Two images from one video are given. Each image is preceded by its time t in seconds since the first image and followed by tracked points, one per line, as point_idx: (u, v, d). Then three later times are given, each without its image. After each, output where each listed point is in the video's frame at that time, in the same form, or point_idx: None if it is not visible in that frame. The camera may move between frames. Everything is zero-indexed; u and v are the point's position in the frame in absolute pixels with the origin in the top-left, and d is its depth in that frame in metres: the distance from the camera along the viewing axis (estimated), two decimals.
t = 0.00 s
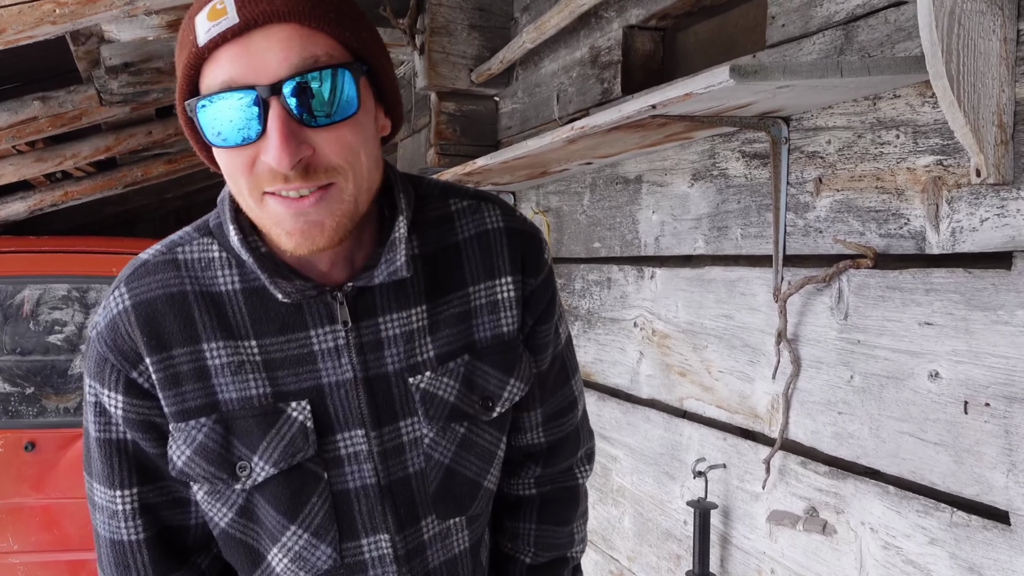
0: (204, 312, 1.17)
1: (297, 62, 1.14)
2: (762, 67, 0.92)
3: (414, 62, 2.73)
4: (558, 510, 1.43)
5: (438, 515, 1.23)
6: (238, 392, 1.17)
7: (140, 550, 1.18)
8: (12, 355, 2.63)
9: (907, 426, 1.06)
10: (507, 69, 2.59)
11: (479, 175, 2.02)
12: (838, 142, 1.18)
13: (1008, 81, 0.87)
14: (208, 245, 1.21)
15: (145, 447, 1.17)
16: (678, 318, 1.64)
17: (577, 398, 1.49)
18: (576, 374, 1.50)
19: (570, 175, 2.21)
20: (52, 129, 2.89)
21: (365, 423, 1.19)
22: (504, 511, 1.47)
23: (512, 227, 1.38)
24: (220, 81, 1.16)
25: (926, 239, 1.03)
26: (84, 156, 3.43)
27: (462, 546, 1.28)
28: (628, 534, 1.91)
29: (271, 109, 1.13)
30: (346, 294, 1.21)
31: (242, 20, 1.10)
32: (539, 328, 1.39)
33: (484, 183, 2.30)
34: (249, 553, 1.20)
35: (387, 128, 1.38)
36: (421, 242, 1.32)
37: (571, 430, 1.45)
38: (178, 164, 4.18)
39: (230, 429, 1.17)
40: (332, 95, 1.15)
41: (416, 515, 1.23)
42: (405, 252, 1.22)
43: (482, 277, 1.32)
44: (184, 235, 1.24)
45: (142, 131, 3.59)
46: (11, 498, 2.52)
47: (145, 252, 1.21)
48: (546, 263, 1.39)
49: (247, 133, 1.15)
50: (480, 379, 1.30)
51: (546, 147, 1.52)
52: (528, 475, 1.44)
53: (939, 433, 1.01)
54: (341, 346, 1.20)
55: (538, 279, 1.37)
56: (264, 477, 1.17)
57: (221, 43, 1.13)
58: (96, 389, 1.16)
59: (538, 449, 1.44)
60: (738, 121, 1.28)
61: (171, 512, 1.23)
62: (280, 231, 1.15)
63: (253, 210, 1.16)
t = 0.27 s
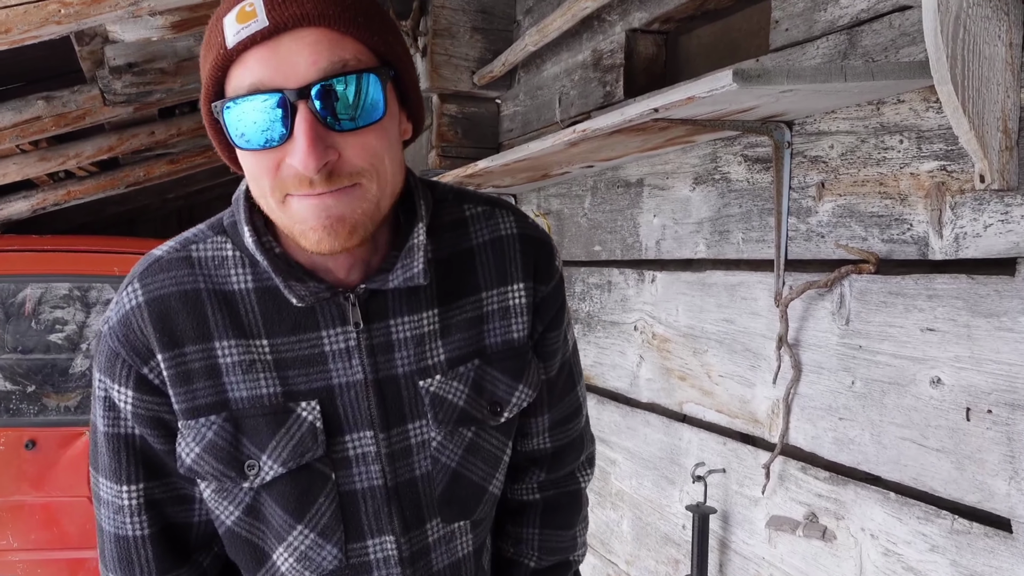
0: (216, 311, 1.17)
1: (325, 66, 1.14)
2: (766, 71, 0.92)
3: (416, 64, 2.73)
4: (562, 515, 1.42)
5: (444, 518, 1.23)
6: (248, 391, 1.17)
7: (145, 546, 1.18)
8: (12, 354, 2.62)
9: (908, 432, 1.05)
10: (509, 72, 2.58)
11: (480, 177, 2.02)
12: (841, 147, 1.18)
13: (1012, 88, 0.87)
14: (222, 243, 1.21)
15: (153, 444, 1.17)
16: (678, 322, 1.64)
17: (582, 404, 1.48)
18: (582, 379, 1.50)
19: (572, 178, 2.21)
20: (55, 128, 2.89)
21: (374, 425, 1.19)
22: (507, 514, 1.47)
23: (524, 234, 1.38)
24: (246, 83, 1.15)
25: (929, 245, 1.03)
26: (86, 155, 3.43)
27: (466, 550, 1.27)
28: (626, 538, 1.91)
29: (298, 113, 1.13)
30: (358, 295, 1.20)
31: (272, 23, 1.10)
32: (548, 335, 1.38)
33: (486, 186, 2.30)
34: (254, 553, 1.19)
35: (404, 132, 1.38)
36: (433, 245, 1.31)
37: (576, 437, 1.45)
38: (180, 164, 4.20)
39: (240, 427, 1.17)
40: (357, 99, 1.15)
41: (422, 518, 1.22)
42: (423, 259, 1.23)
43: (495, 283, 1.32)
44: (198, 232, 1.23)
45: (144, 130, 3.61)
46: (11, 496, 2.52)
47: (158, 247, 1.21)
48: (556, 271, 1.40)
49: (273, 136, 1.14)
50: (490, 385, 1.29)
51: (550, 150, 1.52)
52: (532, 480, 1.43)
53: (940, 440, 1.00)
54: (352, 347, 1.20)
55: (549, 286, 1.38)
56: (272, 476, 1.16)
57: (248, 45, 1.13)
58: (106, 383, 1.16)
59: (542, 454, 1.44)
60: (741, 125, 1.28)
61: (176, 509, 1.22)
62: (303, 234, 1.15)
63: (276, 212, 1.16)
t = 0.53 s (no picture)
0: (218, 308, 1.18)
1: (337, 66, 1.15)
2: (767, 73, 0.92)
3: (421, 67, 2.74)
4: (562, 527, 1.42)
5: (441, 516, 1.23)
6: (249, 388, 1.18)
7: (146, 543, 1.19)
8: (19, 355, 2.63)
9: (910, 432, 1.06)
10: (512, 74, 2.59)
11: (484, 179, 2.03)
12: (842, 148, 1.18)
13: (1012, 89, 0.88)
14: (224, 242, 1.22)
15: (156, 440, 1.19)
16: (682, 322, 1.64)
17: (579, 408, 1.48)
18: (580, 384, 1.50)
19: (575, 180, 2.21)
20: (61, 131, 2.90)
21: (373, 423, 1.20)
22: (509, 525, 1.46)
23: (522, 234, 1.39)
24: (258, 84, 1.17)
25: (930, 245, 1.03)
26: (92, 159, 3.44)
27: (467, 550, 1.27)
28: (630, 538, 1.91)
29: (309, 112, 1.14)
30: (359, 294, 1.21)
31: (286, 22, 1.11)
32: (544, 334, 1.39)
33: (489, 187, 2.31)
34: (253, 549, 1.20)
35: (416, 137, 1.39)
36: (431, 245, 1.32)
37: (571, 439, 1.45)
38: (185, 167, 4.21)
39: (241, 424, 1.18)
40: (369, 100, 1.16)
41: (420, 516, 1.22)
42: (424, 257, 1.23)
43: (491, 282, 1.33)
44: (201, 231, 1.25)
45: (149, 133, 3.62)
46: (18, 497, 2.54)
47: (162, 246, 1.22)
48: (553, 271, 1.40)
49: (283, 135, 1.15)
50: (487, 383, 1.30)
51: (553, 151, 1.52)
52: (531, 489, 1.43)
53: (942, 440, 1.01)
54: (352, 346, 1.20)
55: (545, 286, 1.38)
56: (272, 472, 1.17)
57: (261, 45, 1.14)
58: (109, 381, 1.18)
59: (537, 459, 1.44)
60: (744, 127, 1.28)
61: (177, 506, 1.23)
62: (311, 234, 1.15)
63: (284, 212, 1.16)
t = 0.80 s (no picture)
0: (213, 304, 1.18)
1: (350, 68, 1.19)
2: (769, 73, 0.91)
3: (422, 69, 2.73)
4: (550, 552, 1.41)
5: (428, 515, 1.22)
6: (241, 383, 1.17)
7: (140, 537, 1.20)
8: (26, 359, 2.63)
9: (915, 433, 1.05)
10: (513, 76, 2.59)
11: (486, 181, 2.02)
12: (845, 148, 1.18)
13: (1018, 88, 0.86)
14: (220, 239, 1.22)
15: (151, 435, 1.19)
16: (684, 324, 1.64)
17: (569, 419, 1.46)
18: (569, 396, 1.47)
19: (576, 182, 2.21)
20: (64, 136, 2.89)
21: (362, 421, 1.19)
22: (500, 550, 1.45)
23: (514, 235, 1.38)
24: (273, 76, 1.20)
25: (934, 245, 1.03)
26: (94, 163, 3.43)
27: (454, 554, 1.25)
28: (634, 541, 1.90)
29: (316, 110, 1.17)
30: (352, 292, 1.21)
31: (304, 19, 1.15)
32: (533, 337, 1.38)
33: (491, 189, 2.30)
34: (244, 545, 1.20)
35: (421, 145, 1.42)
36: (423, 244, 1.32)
37: (554, 451, 1.43)
38: (187, 172, 4.20)
39: (232, 419, 1.17)
40: (380, 102, 1.19)
41: (407, 515, 1.22)
42: (417, 254, 1.23)
43: (482, 282, 1.32)
44: (199, 229, 1.25)
45: (151, 138, 3.59)
46: (21, 501, 2.52)
47: (159, 243, 1.22)
48: (545, 273, 1.39)
49: (290, 130, 1.18)
50: (476, 383, 1.28)
51: (553, 153, 1.52)
52: (514, 512, 1.42)
53: (947, 441, 1.00)
54: (344, 343, 1.20)
55: (536, 287, 1.37)
56: (262, 467, 1.16)
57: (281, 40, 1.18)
58: (105, 375, 1.18)
59: (520, 474, 1.43)
60: (746, 127, 1.28)
61: (172, 501, 1.24)
62: (306, 231, 1.18)
63: (283, 206, 1.20)
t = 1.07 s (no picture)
0: (216, 307, 1.18)
1: (338, 69, 1.19)
2: (772, 73, 0.91)
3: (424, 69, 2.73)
4: (546, 551, 1.41)
5: (428, 519, 1.23)
6: (243, 387, 1.17)
7: (141, 538, 1.20)
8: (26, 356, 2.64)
9: (916, 434, 1.05)
10: (515, 75, 2.59)
11: (488, 180, 2.02)
12: (847, 148, 1.18)
13: (1019, 88, 0.86)
14: (224, 242, 1.22)
15: (153, 437, 1.19)
16: (685, 324, 1.64)
17: (568, 422, 1.46)
18: (567, 399, 1.47)
19: (578, 181, 2.21)
20: (67, 135, 2.89)
21: (364, 425, 1.19)
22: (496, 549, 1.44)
23: (517, 241, 1.37)
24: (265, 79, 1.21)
25: (936, 246, 1.03)
26: (97, 162, 3.43)
27: (454, 557, 1.26)
28: (634, 540, 1.90)
29: (305, 110, 1.18)
30: (355, 296, 1.21)
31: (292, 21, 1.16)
32: (533, 343, 1.37)
33: (492, 189, 2.30)
34: (244, 546, 1.20)
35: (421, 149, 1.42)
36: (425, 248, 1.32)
37: (553, 453, 1.43)
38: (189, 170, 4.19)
39: (234, 422, 1.17)
40: (376, 105, 1.20)
41: (407, 518, 1.22)
42: (419, 259, 1.23)
43: (484, 287, 1.32)
44: (201, 231, 1.25)
45: (152, 137, 3.59)
46: (23, 498, 2.52)
47: (163, 244, 1.22)
48: (546, 279, 1.39)
49: (280, 131, 1.19)
50: (477, 388, 1.29)
51: (555, 153, 1.52)
52: (510, 509, 1.42)
53: (949, 442, 1.00)
54: (346, 347, 1.20)
55: (537, 293, 1.37)
56: (263, 471, 1.16)
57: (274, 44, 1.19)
58: (106, 376, 1.18)
59: (518, 476, 1.43)
60: (748, 127, 1.28)
61: (172, 502, 1.24)
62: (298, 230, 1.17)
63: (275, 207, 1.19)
